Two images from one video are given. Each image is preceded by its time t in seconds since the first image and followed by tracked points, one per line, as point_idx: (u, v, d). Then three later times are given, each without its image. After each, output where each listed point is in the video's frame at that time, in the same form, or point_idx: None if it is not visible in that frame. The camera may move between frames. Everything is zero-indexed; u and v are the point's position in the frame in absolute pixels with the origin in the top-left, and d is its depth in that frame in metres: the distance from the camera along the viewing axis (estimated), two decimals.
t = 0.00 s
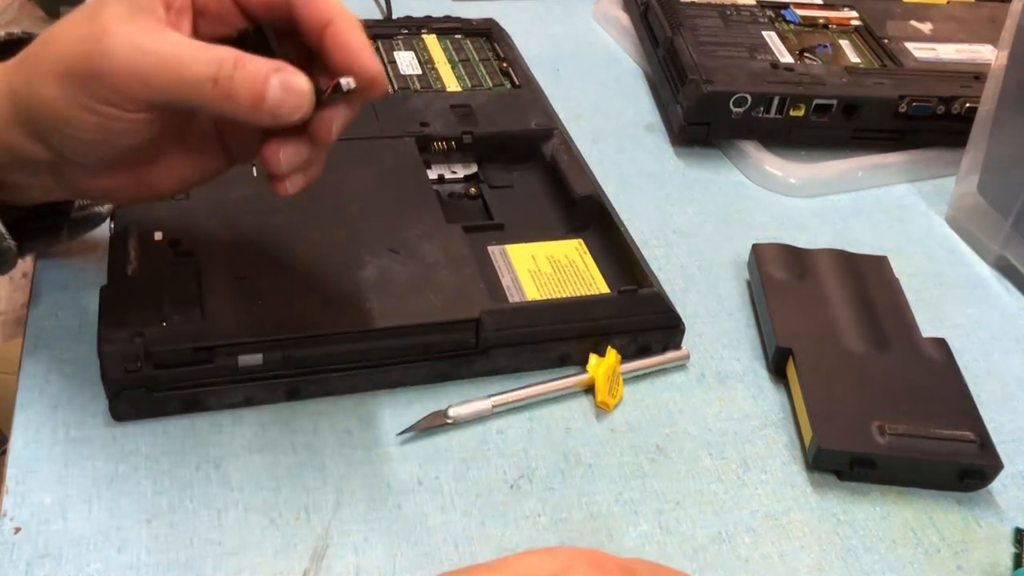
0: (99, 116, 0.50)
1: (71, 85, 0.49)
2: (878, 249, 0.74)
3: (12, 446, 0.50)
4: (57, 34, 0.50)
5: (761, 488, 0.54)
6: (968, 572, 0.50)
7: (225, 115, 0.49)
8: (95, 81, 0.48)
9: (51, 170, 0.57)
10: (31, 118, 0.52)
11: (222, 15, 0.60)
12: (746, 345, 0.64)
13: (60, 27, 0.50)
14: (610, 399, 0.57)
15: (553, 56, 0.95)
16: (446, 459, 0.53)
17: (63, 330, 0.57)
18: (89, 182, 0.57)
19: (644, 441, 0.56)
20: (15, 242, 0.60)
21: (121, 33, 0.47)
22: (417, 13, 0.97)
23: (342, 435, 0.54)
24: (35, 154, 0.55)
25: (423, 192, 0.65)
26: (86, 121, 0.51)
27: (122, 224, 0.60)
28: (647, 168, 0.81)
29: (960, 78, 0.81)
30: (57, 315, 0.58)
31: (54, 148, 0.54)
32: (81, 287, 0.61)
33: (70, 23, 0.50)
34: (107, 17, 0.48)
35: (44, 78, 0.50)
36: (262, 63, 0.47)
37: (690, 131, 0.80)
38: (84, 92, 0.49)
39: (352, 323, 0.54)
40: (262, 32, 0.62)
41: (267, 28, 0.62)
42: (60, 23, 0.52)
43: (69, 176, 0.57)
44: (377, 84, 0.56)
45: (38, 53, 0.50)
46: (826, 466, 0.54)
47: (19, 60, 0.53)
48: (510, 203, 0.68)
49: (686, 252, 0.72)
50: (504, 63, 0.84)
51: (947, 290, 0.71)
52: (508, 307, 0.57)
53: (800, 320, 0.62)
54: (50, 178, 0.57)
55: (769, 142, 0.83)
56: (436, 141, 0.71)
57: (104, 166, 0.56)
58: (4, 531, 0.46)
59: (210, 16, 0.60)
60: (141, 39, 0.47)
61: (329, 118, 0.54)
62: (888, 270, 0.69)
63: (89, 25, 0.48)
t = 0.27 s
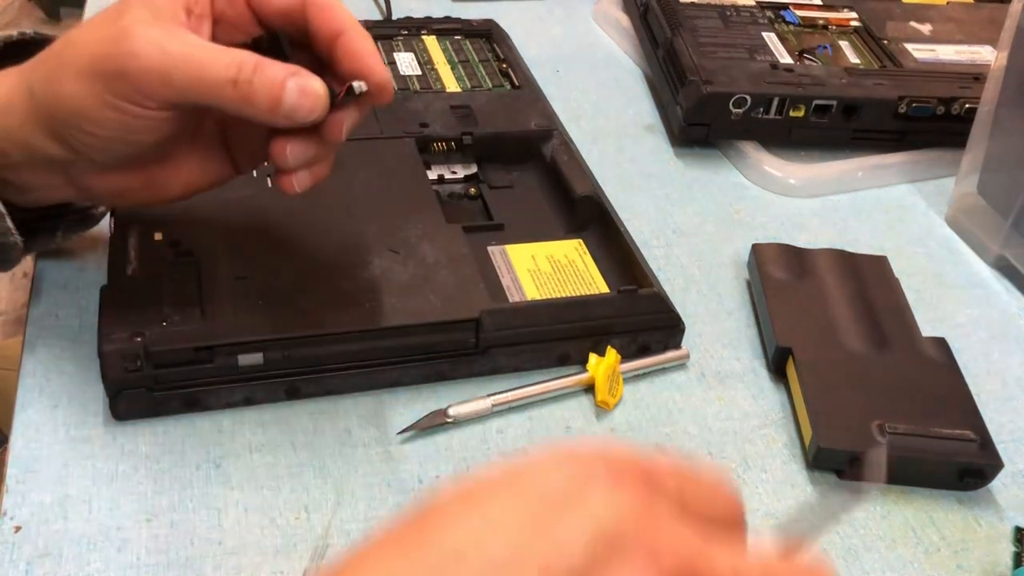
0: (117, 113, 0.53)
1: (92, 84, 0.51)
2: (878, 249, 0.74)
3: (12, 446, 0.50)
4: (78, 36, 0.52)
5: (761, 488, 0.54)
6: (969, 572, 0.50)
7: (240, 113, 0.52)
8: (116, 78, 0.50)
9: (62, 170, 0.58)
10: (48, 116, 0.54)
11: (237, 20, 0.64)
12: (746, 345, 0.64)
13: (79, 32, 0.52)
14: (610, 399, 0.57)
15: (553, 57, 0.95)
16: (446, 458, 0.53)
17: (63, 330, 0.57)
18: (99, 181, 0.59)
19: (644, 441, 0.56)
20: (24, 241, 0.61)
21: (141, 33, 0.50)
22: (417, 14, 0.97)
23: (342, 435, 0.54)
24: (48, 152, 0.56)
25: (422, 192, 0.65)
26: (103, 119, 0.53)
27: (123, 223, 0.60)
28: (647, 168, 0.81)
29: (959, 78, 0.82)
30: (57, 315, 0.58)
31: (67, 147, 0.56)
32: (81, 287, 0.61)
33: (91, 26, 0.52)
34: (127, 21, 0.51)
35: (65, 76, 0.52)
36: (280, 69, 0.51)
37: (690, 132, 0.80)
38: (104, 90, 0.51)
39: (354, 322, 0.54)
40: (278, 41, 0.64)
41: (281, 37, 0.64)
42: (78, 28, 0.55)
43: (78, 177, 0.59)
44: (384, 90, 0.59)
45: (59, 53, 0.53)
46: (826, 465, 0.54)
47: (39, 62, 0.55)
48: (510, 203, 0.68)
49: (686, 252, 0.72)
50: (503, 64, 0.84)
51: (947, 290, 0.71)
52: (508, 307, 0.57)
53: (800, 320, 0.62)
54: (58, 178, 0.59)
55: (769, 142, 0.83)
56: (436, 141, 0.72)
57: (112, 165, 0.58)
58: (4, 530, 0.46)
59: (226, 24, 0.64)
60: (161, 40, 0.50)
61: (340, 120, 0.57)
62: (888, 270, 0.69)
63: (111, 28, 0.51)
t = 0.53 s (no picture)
0: (129, 128, 0.55)
1: (108, 98, 0.54)
2: (878, 249, 0.74)
3: (13, 446, 0.50)
4: (94, 53, 0.55)
5: (761, 488, 0.54)
6: (969, 572, 0.50)
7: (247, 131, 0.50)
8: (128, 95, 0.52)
9: (70, 187, 0.60)
10: (63, 130, 0.56)
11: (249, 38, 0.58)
12: (746, 345, 0.63)
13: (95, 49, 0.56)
14: (610, 399, 0.57)
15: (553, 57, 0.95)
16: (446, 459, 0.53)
17: (63, 331, 0.58)
18: (105, 195, 0.60)
19: (644, 441, 0.56)
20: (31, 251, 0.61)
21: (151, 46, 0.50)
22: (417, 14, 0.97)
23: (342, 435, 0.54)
24: (57, 166, 0.58)
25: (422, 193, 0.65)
26: (116, 133, 0.55)
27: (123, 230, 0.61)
28: (647, 168, 0.81)
29: (959, 78, 0.82)
30: (57, 316, 0.58)
31: (78, 160, 0.58)
32: (81, 287, 0.61)
33: (107, 43, 0.55)
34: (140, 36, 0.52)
35: (81, 89, 0.55)
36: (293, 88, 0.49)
37: (690, 132, 0.80)
38: (118, 103, 0.54)
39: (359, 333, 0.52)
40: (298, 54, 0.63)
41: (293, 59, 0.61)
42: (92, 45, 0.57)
43: (86, 192, 0.60)
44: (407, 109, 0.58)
45: (74, 67, 0.55)
46: (826, 465, 0.54)
47: (53, 75, 0.57)
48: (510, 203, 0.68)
49: (686, 252, 0.72)
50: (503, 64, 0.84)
51: (947, 290, 0.71)
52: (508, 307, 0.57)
53: (800, 320, 0.62)
54: (66, 195, 0.60)
55: (769, 142, 0.83)
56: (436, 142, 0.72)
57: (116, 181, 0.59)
58: (4, 530, 0.46)
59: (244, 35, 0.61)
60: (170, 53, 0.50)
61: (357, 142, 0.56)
62: (888, 271, 0.69)
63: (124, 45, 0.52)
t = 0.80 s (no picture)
0: (134, 158, 0.54)
1: (107, 135, 0.52)
2: (878, 249, 0.74)
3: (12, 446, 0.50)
4: (88, 79, 0.53)
5: (761, 487, 0.54)
6: (969, 572, 0.50)
7: (260, 158, 0.49)
8: (133, 125, 0.51)
9: (69, 212, 0.59)
10: (61, 162, 0.55)
11: (243, 57, 0.58)
12: (746, 345, 0.63)
13: (85, 77, 0.53)
14: (610, 399, 0.57)
15: (553, 57, 0.95)
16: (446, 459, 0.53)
17: (62, 332, 0.57)
18: (107, 222, 0.60)
19: (644, 441, 0.56)
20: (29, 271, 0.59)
21: (155, 77, 0.49)
22: (417, 14, 0.97)
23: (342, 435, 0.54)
24: (57, 195, 0.57)
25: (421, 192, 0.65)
26: (119, 163, 0.54)
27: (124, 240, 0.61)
28: (647, 168, 0.81)
29: (959, 78, 0.81)
30: (57, 316, 0.59)
31: (78, 189, 0.57)
32: (81, 287, 0.61)
33: (102, 69, 0.53)
34: (141, 63, 0.50)
35: (79, 122, 0.52)
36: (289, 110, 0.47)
37: (690, 131, 0.80)
38: (119, 135, 0.52)
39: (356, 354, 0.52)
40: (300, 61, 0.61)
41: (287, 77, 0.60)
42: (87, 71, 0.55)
43: (88, 216, 0.60)
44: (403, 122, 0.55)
45: (70, 96, 0.53)
46: (826, 465, 0.54)
47: (49, 102, 0.55)
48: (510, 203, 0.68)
49: (686, 252, 0.72)
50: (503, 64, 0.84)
51: (947, 290, 0.71)
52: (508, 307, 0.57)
53: (800, 320, 0.62)
54: (67, 220, 0.60)
55: (769, 142, 0.83)
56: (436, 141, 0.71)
57: (117, 206, 0.59)
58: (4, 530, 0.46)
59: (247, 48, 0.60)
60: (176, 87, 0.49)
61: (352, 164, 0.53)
62: (888, 270, 0.69)
63: (124, 72, 0.51)
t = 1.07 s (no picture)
0: (133, 173, 0.54)
1: (108, 149, 0.53)
2: (878, 249, 0.74)
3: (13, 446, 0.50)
4: (87, 95, 0.53)
5: (761, 487, 0.54)
6: (969, 572, 0.50)
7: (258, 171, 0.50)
8: (133, 142, 0.51)
9: (69, 223, 0.59)
10: (60, 174, 0.55)
11: (244, 65, 0.58)
12: (746, 345, 0.63)
13: (86, 90, 0.53)
14: (610, 399, 0.57)
15: (553, 57, 0.95)
16: (446, 458, 0.53)
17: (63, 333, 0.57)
18: (103, 230, 0.60)
19: (644, 441, 0.56)
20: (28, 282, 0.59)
21: (153, 92, 0.50)
22: (417, 14, 0.97)
23: (342, 435, 0.54)
24: (56, 206, 0.57)
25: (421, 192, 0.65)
26: (118, 177, 0.54)
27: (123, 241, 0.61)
28: (647, 168, 0.81)
29: (959, 78, 0.81)
30: (57, 317, 0.59)
31: (77, 202, 0.57)
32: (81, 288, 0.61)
33: (100, 84, 0.53)
34: (139, 78, 0.51)
35: (77, 137, 0.53)
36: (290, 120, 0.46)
37: (690, 131, 0.80)
38: (120, 150, 0.53)
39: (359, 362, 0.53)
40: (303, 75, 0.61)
41: (288, 86, 0.59)
42: (83, 84, 0.55)
43: (86, 227, 0.60)
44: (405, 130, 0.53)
45: (69, 112, 0.53)
46: (826, 465, 0.54)
47: (48, 115, 0.56)
48: (510, 203, 0.68)
49: (686, 252, 0.72)
50: (503, 64, 0.84)
51: (947, 290, 0.71)
52: (508, 307, 0.57)
53: (800, 320, 0.62)
54: (66, 230, 0.60)
55: (769, 142, 0.83)
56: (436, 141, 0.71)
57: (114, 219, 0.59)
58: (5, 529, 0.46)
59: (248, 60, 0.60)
60: (173, 105, 0.49)
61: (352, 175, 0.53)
62: (888, 270, 0.69)
63: (124, 87, 0.51)
